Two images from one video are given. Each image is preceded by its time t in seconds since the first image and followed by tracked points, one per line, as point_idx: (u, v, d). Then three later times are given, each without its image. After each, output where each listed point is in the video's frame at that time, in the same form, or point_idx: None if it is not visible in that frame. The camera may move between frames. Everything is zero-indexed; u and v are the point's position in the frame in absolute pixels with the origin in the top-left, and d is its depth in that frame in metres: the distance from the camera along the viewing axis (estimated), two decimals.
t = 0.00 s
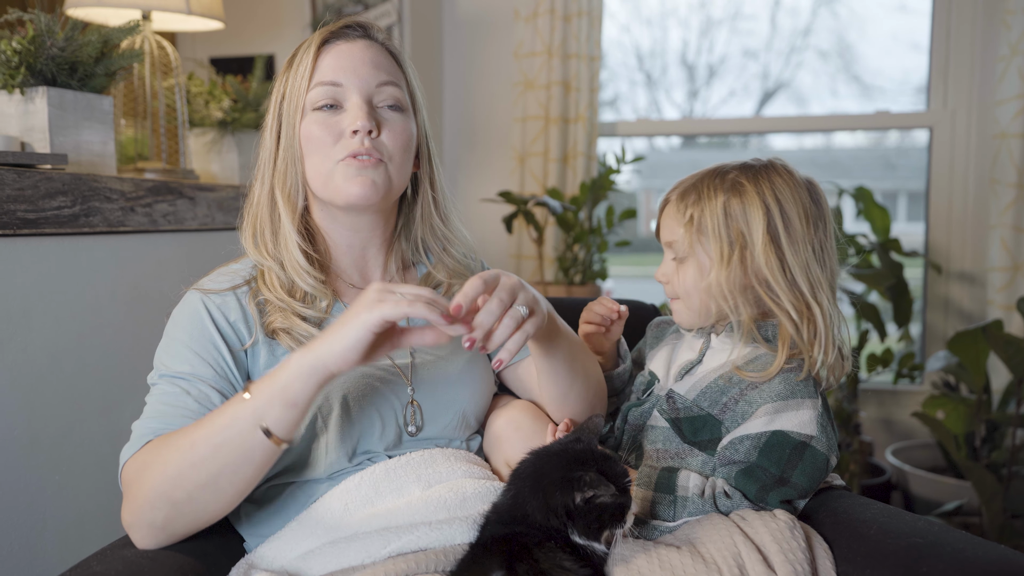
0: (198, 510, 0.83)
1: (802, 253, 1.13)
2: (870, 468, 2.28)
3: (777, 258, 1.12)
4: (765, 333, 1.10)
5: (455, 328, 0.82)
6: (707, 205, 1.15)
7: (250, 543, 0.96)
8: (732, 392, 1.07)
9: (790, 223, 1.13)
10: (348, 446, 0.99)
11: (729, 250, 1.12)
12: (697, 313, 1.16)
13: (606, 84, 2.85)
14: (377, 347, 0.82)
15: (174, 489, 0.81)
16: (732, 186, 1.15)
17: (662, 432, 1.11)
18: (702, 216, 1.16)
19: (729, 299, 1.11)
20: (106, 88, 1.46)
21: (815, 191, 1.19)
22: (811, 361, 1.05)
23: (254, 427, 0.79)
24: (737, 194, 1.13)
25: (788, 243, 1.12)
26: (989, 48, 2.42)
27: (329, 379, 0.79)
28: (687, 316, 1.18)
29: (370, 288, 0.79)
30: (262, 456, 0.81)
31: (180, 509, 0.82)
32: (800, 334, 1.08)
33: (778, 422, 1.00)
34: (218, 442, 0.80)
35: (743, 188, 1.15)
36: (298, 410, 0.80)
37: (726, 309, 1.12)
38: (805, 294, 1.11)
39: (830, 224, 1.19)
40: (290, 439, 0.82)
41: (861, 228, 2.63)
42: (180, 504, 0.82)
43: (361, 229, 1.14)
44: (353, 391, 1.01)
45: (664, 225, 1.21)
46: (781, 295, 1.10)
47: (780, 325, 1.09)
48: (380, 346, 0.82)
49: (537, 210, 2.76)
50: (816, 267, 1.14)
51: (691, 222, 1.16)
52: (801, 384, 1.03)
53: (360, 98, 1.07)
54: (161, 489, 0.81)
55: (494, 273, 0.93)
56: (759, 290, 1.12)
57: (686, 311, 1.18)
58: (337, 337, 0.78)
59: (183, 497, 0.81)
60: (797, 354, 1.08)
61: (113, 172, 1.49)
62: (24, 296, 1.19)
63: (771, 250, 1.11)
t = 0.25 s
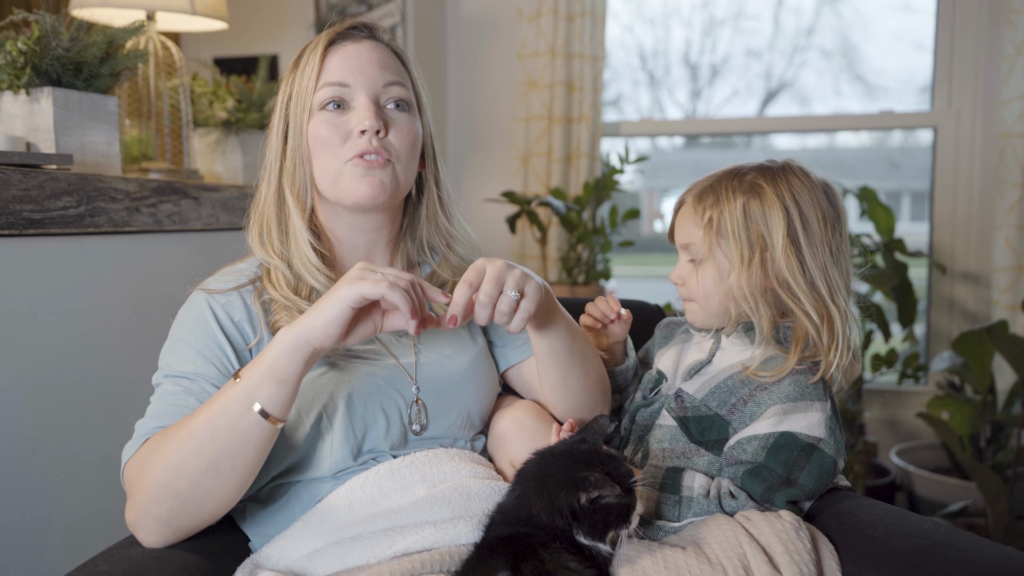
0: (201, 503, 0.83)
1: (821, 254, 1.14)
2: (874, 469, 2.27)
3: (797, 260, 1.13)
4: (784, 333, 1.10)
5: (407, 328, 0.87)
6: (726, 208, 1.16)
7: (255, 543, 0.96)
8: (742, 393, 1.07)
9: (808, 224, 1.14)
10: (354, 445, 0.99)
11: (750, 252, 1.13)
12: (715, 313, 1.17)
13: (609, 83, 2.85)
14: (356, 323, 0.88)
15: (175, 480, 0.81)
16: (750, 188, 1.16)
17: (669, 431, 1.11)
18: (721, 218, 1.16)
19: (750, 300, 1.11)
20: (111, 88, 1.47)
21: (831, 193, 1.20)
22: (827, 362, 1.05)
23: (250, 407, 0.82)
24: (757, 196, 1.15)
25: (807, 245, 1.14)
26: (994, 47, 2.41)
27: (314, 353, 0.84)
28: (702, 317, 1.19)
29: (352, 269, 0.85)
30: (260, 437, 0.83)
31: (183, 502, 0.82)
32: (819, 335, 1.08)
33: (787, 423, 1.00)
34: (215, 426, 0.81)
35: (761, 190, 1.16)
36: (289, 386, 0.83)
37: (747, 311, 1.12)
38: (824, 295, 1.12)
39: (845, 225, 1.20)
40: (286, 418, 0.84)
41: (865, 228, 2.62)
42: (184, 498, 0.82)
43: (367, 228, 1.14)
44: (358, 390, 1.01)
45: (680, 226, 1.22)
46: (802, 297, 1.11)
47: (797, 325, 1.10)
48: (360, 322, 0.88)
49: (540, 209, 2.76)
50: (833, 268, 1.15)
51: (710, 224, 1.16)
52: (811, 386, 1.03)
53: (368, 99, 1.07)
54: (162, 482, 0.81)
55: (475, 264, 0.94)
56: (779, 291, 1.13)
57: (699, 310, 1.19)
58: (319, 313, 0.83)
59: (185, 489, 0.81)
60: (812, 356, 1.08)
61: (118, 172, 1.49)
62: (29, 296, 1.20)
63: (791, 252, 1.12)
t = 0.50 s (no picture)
0: (206, 502, 0.84)
1: (830, 255, 1.14)
2: (879, 471, 2.27)
3: (807, 261, 1.13)
4: (792, 335, 1.10)
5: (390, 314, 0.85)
6: (735, 209, 1.16)
7: (261, 544, 0.96)
8: (748, 395, 1.07)
9: (817, 225, 1.14)
10: (360, 446, 0.99)
11: (760, 254, 1.13)
12: (723, 317, 1.18)
13: (614, 84, 2.85)
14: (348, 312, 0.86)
15: (178, 478, 0.81)
16: (759, 190, 1.16)
17: (675, 432, 1.11)
18: (730, 219, 1.16)
19: (760, 302, 1.11)
20: (117, 90, 1.47)
21: (839, 195, 1.20)
22: (834, 364, 1.05)
23: (248, 403, 0.81)
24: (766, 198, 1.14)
25: (816, 246, 1.14)
26: (1000, 49, 2.40)
27: (309, 345, 0.83)
28: (711, 320, 1.19)
29: (339, 257, 0.84)
30: (260, 431, 0.83)
31: (188, 500, 0.83)
32: (827, 336, 1.08)
33: (793, 425, 1.00)
34: (216, 423, 0.81)
35: (770, 192, 1.16)
36: (287, 379, 0.83)
37: (758, 312, 1.12)
38: (833, 296, 1.12)
39: (853, 227, 1.20)
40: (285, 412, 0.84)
41: (870, 229, 2.62)
42: (188, 497, 0.82)
43: (372, 229, 1.14)
44: (364, 391, 1.01)
45: (689, 229, 1.22)
46: (812, 298, 1.11)
47: (804, 326, 1.10)
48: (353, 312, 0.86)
49: (545, 211, 2.76)
50: (842, 270, 1.15)
51: (720, 226, 1.16)
52: (817, 389, 1.03)
53: (372, 99, 1.07)
54: (166, 481, 0.81)
55: (475, 265, 0.94)
56: (788, 293, 1.12)
57: (706, 313, 1.19)
58: (309, 304, 0.82)
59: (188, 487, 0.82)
60: (820, 357, 1.08)
61: (125, 173, 1.50)
62: (36, 297, 1.20)
63: (800, 253, 1.13)
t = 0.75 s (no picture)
0: (206, 500, 0.84)
1: (836, 258, 1.14)
2: (881, 471, 2.27)
3: (812, 264, 1.13)
4: (796, 335, 1.10)
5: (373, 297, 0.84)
6: (741, 210, 1.16)
7: (264, 543, 0.97)
8: (751, 396, 1.07)
9: (823, 227, 1.15)
10: (362, 445, 0.99)
11: (766, 255, 1.13)
12: (727, 317, 1.17)
13: (617, 84, 2.85)
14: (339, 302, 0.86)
15: (177, 476, 0.81)
16: (766, 191, 1.16)
17: (677, 433, 1.11)
18: (736, 220, 1.16)
19: (764, 303, 1.11)
20: (120, 90, 1.47)
21: (847, 199, 1.20)
22: (839, 366, 1.05)
23: (243, 397, 0.82)
24: (772, 200, 1.14)
25: (822, 248, 1.14)
26: (1003, 49, 2.40)
27: (301, 337, 0.83)
28: (715, 322, 1.19)
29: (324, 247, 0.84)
30: (256, 424, 0.83)
31: (188, 498, 0.83)
32: (831, 338, 1.09)
33: (796, 425, 1.00)
34: (213, 419, 0.81)
35: (777, 194, 1.16)
36: (280, 371, 0.83)
37: (761, 313, 1.12)
38: (837, 299, 1.12)
39: (860, 231, 1.20)
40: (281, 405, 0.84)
41: (873, 230, 2.62)
42: (188, 495, 0.82)
43: (376, 228, 1.14)
44: (367, 391, 1.01)
45: (695, 229, 1.22)
46: (816, 300, 1.11)
47: (809, 328, 1.10)
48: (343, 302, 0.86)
49: (547, 211, 2.76)
50: (847, 273, 1.15)
51: (726, 227, 1.16)
52: (820, 389, 1.03)
53: (377, 99, 1.07)
54: (166, 479, 0.82)
55: (454, 260, 0.93)
56: (793, 295, 1.12)
57: (711, 314, 1.19)
58: (298, 295, 0.82)
59: (187, 485, 0.82)
60: (823, 359, 1.08)
61: (128, 173, 1.50)
62: (39, 296, 1.20)
63: (806, 256, 1.13)
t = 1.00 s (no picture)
0: (206, 499, 0.84)
1: (836, 266, 1.14)
2: (882, 471, 2.27)
3: (809, 271, 1.12)
4: (795, 336, 1.10)
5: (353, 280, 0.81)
6: (743, 212, 1.16)
7: (266, 542, 0.97)
8: (753, 395, 1.07)
9: (825, 235, 1.13)
10: (364, 443, 0.99)
11: (761, 259, 1.13)
12: (723, 315, 1.19)
13: (619, 84, 2.85)
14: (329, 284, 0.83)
15: (177, 475, 0.81)
16: (770, 195, 1.16)
17: (679, 432, 1.11)
18: (736, 222, 1.16)
19: (756, 307, 1.12)
20: (121, 89, 1.47)
21: (857, 206, 1.19)
22: (841, 371, 1.05)
23: (238, 395, 0.81)
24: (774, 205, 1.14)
25: (822, 256, 1.13)
26: (1005, 49, 2.40)
27: (297, 329, 0.82)
28: (715, 318, 1.20)
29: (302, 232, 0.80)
30: (253, 422, 0.82)
31: (188, 496, 0.83)
32: (828, 346, 1.08)
33: (798, 424, 1.00)
34: (211, 417, 0.81)
35: (780, 199, 1.15)
36: (277, 368, 0.82)
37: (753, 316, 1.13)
38: (834, 307, 1.12)
39: (867, 238, 1.19)
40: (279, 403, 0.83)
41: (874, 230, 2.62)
42: (187, 494, 0.82)
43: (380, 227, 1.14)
44: (369, 388, 1.00)
45: (700, 224, 1.23)
46: (809, 308, 1.11)
47: (809, 334, 1.09)
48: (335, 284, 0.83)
49: (549, 211, 2.76)
50: (848, 282, 1.14)
51: (725, 227, 1.17)
52: (822, 391, 1.03)
53: (379, 96, 1.07)
54: (165, 478, 0.82)
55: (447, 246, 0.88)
56: (787, 300, 1.13)
57: (709, 311, 1.21)
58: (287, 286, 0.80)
59: (186, 484, 0.82)
60: (825, 361, 1.07)
61: (129, 172, 1.50)
62: (40, 295, 1.20)
63: (803, 263, 1.12)
